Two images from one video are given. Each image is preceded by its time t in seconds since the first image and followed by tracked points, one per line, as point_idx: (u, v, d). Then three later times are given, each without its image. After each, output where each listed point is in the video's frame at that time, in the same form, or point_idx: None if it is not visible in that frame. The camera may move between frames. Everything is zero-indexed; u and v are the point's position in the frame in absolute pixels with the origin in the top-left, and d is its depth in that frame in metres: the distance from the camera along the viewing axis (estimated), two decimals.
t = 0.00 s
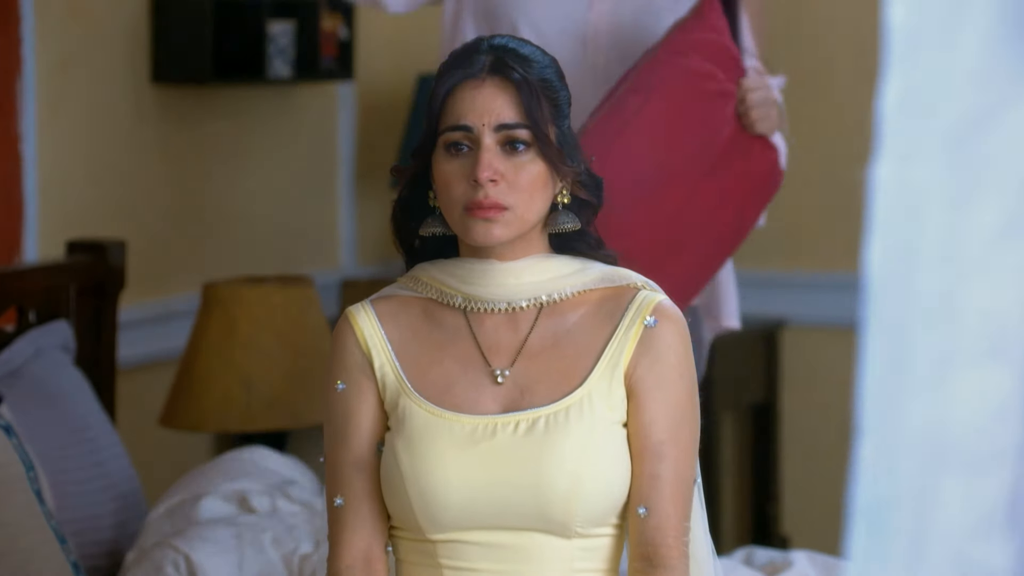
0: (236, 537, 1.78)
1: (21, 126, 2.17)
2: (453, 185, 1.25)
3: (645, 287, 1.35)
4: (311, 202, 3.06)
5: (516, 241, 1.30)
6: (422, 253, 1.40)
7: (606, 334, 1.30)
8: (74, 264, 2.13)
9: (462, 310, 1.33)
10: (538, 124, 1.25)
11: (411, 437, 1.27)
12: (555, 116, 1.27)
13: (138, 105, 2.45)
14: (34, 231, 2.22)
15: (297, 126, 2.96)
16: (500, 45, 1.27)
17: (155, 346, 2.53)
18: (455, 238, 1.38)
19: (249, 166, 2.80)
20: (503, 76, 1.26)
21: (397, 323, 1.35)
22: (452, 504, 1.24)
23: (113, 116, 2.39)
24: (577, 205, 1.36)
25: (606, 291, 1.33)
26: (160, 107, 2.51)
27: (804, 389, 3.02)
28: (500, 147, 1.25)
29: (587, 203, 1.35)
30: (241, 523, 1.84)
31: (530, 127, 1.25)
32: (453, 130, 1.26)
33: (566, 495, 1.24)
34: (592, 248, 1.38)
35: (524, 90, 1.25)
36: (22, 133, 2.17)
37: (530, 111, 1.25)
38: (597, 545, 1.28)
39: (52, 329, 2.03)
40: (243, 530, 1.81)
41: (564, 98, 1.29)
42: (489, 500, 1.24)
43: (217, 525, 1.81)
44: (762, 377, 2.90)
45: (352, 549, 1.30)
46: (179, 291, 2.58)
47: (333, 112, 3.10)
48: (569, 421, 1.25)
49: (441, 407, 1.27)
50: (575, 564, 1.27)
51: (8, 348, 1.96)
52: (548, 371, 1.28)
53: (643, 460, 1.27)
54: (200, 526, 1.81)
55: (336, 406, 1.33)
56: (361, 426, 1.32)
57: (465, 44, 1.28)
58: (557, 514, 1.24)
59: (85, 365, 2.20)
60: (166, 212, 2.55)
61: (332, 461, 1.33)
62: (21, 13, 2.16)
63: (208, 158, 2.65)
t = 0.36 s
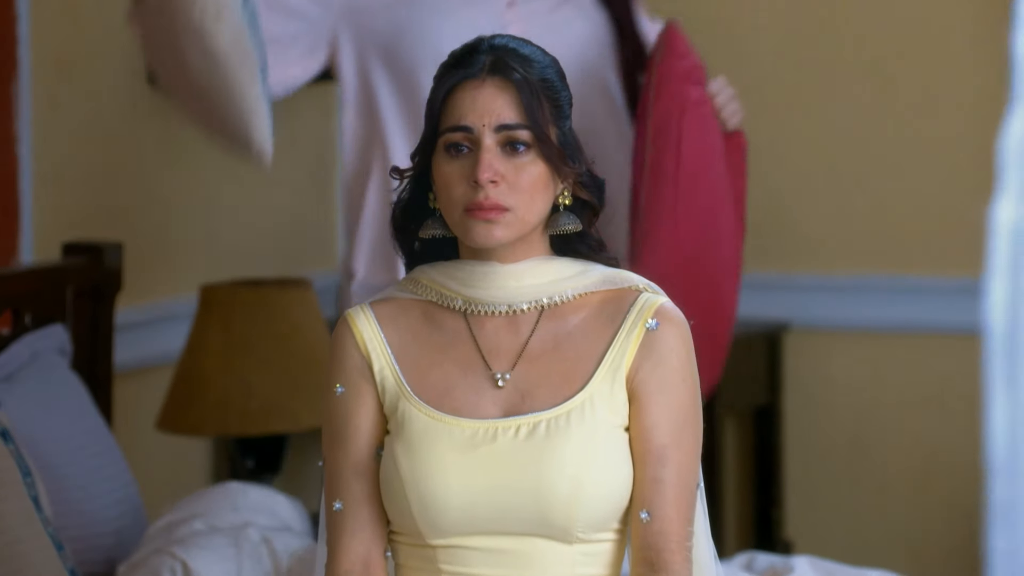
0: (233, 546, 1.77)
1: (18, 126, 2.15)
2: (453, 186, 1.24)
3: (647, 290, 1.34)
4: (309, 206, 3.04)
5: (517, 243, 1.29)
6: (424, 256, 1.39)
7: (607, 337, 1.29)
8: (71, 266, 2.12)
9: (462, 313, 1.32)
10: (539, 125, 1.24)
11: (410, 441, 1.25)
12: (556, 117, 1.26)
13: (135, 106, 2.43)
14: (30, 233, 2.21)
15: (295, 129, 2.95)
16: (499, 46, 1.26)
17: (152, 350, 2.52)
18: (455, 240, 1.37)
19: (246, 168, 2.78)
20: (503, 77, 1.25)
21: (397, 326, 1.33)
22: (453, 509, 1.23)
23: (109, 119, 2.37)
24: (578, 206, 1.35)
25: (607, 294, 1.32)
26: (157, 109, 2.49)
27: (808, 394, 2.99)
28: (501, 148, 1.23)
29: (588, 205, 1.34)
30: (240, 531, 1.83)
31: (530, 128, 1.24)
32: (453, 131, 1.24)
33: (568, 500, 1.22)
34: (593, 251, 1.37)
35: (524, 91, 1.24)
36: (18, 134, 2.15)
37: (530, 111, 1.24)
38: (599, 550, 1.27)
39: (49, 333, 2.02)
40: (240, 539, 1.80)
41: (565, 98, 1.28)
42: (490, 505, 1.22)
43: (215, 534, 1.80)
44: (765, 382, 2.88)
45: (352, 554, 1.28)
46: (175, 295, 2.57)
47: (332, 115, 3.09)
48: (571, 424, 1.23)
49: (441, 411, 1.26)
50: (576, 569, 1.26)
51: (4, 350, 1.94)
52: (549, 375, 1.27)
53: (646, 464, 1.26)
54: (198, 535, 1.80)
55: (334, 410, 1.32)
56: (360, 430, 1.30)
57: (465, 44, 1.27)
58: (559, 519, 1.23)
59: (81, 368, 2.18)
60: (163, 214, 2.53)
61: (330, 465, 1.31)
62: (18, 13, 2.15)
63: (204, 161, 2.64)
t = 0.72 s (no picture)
0: (238, 554, 1.76)
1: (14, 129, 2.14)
2: (453, 188, 1.23)
3: (648, 292, 1.32)
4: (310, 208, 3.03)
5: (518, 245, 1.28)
6: (424, 259, 1.38)
7: (609, 339, 1.28)
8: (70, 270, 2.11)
9: (462, 316, 1.31)
10: (539, 126, 1.23)
11: (411, 445, 1.24)
12: (556, 118, 1.25)
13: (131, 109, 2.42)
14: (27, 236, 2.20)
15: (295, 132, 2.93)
16: (498, 46, 1.25)
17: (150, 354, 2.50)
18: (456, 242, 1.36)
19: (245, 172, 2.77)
20: (503, 78, 1.23)
21: (396, 329, 1.32)
22: (453, 513, 1.22)
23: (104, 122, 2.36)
24: (579, 208, 1.34)
25: (608, 296, 1.31)
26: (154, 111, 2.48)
27: (809, 397, 2.95)
28: (501, 150, 1.22)
29: (589, 206, 1.33)
30: (245, 540, 1.81)
31: (530, 129, 1.23)
32: (453, 132, 1.23)
33: (570, 505, 1.21)
34: (594, 252, 1.36)
35: (524, 91, 1.23)
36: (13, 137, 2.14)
37: (530, 113, 1.23)
38: (600, 555, 1.26)
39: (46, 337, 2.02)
40: (245, 547, 1.79)
41: (564, 99, 1.26)
42: (492, 510, 1.21)
43: (219, 541, 1.79)
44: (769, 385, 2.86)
45: (351, 558, 1.27)
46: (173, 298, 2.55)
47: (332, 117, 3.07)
48: (572, 428, 1.22)
49: (442, 414, 1.25)
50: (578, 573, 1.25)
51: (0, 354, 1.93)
52: (551, 378, 1.26)
53: (647, 468, 1.25)
54: (201, 541, 1.78)
55: (333, 414, 1.31)
56: (360, 434, 1.29)
57: (464, 45, 1.26)
58: (561, 523, 1.22)
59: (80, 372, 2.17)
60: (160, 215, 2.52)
61: (328, 469, 1.30)
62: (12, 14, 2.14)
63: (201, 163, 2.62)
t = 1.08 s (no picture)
0: (238, 559, 1.75)
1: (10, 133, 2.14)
2: (453, 190, 1.22)
3: (648, 295, 1.32)
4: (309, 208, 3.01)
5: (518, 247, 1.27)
6: (424, 260, 1.37)
7: (609, 342, 1.27)
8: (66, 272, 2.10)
9: (461, 318, 1.30)
10: (539, 128, 1.22)
11: (410, 448, 1.23)
12: (556, 119, 1.24)
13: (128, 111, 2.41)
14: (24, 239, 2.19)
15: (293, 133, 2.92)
16: (499, 48, 1.24)
17: (149, 356, 2.50)
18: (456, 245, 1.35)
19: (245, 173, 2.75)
20: (503, 79, 1.23)
21: (396, 331, 1.31)
22: (452, 517, 1.21)
23: (103, 123, 2.36)
24: (579, 210, 1.33)
25: (609, 299, 1.30)
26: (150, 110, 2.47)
27: (809, 399, 2.94)
28: (501, 151, 1.22)
29: (589, 208, 1.32)
30: (244, 544, 1.81)
31: (530, 131, 1.22)
32: (453, 134, 1.23)
33: (569, 509, 1.20)
34: (594, 255, 1.35)
35: (524, 93, 1.22)
36: (11, 135, 2.14)
37: (530, 114, 1.22)
38: (600, 559, 1.25)
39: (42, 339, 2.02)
40: (245, 552, 1.78)
41: (565, 101, 1.26)
42: (491, 514, 1.20)
43: (218, 546, 1.78)
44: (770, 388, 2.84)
45: (350, 562, 1.27)
46: (173, 299, 2.54)
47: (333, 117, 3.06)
48: (572, 431, 1.21)
49: (441, 417, 1.24)
50: None
51: None
52: (550, 381, 1.25)
53: (647, 471, 1.24)
54: (200, 546, 1.78)
55: (332, 416, 1.30)
56: (358, 438, 1.28)
57: (464, 46, 1.25)
58: (561, 527, 1.21)
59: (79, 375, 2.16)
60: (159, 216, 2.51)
61: (327, 473, 1.29)
62: (10, 15, 2.14)
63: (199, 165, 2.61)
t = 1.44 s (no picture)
0: (235, 563, 1.74)
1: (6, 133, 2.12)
2: (455, 193, 1.21)
3: (651, 298, 1.30)
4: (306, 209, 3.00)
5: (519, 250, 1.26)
6: (424, 263, 1.36)
7: (612, 346, 1.26)
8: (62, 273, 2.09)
9: (462, 322, 1.29)
10: (541, 130, 1.21)
11: (411, 452, 1.22)
12: (559, 121, 1.23)
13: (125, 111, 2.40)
14: (20, 241, 2.18)
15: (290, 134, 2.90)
16: (500, 49, 1.23)
17: (146, 358, 2.48)
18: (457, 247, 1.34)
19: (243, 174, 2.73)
20: (504, 81, 1.22)
21: (397, 334, 1.30)
22: (453, 521, 1.20)
23: (100, 122, 2.34)
24: (582, 212, 1.32)
25: (611, 302, 1.29)
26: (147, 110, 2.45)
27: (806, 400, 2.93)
28: (503, 154, 1.21)
29: (592, 211, 1.31)
30: (242, 548, 1.79)
31: (532, 133, 1.21)
32: (455, 136, 1.22)
33: (572, 513, 1.19)
34: (597, 258, 1.34)
35: (525, 94, 1.21)
36: (7, 137, 2.12)
37: (533, 116, 1.21)
38: (603, 566, 1.24)
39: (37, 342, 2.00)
40: (242, 557, 1.76)
41: (568, 103, 1.25)
42: (492, 519, 1.19)
43: (216, 549, 1.76)
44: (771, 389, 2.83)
45: (351, 568, 1.25)
46: (170, 300, 2.52)
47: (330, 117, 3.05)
48: (575, 436, 1.20)
49: (443, 422, 1.23)
50: None
51: None
52: (553, 386, 1.24)
53: (650, 476, 1.23)
54: (198, 550, 1.76)
55: (332, 421, 1.29)
56: (358, 441, 1.27)
57: (466, 47, 1.24)
58: (563, 532, 1.20)
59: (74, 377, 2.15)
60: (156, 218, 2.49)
61: (327, 477, 1.28)
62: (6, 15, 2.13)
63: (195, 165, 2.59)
